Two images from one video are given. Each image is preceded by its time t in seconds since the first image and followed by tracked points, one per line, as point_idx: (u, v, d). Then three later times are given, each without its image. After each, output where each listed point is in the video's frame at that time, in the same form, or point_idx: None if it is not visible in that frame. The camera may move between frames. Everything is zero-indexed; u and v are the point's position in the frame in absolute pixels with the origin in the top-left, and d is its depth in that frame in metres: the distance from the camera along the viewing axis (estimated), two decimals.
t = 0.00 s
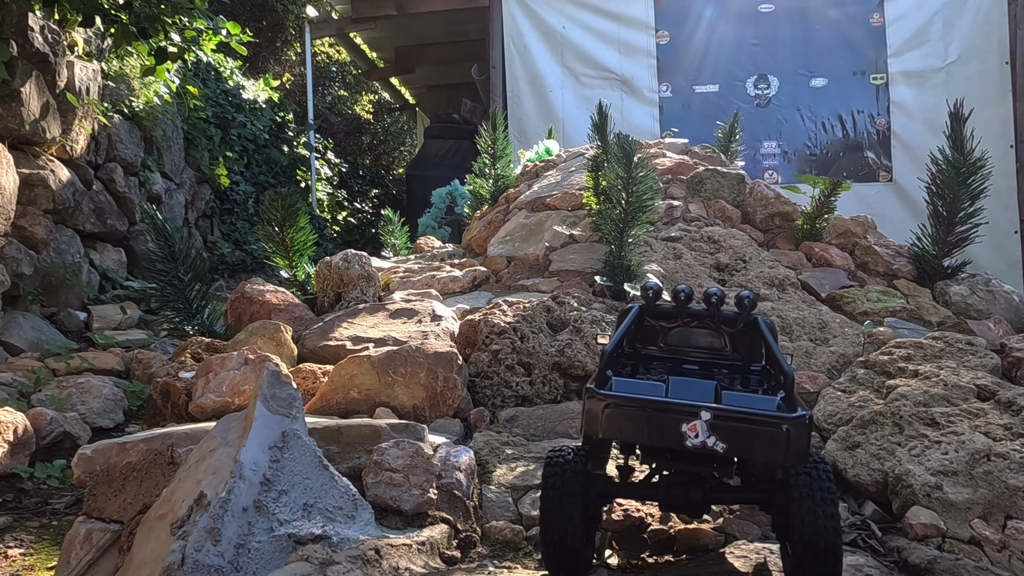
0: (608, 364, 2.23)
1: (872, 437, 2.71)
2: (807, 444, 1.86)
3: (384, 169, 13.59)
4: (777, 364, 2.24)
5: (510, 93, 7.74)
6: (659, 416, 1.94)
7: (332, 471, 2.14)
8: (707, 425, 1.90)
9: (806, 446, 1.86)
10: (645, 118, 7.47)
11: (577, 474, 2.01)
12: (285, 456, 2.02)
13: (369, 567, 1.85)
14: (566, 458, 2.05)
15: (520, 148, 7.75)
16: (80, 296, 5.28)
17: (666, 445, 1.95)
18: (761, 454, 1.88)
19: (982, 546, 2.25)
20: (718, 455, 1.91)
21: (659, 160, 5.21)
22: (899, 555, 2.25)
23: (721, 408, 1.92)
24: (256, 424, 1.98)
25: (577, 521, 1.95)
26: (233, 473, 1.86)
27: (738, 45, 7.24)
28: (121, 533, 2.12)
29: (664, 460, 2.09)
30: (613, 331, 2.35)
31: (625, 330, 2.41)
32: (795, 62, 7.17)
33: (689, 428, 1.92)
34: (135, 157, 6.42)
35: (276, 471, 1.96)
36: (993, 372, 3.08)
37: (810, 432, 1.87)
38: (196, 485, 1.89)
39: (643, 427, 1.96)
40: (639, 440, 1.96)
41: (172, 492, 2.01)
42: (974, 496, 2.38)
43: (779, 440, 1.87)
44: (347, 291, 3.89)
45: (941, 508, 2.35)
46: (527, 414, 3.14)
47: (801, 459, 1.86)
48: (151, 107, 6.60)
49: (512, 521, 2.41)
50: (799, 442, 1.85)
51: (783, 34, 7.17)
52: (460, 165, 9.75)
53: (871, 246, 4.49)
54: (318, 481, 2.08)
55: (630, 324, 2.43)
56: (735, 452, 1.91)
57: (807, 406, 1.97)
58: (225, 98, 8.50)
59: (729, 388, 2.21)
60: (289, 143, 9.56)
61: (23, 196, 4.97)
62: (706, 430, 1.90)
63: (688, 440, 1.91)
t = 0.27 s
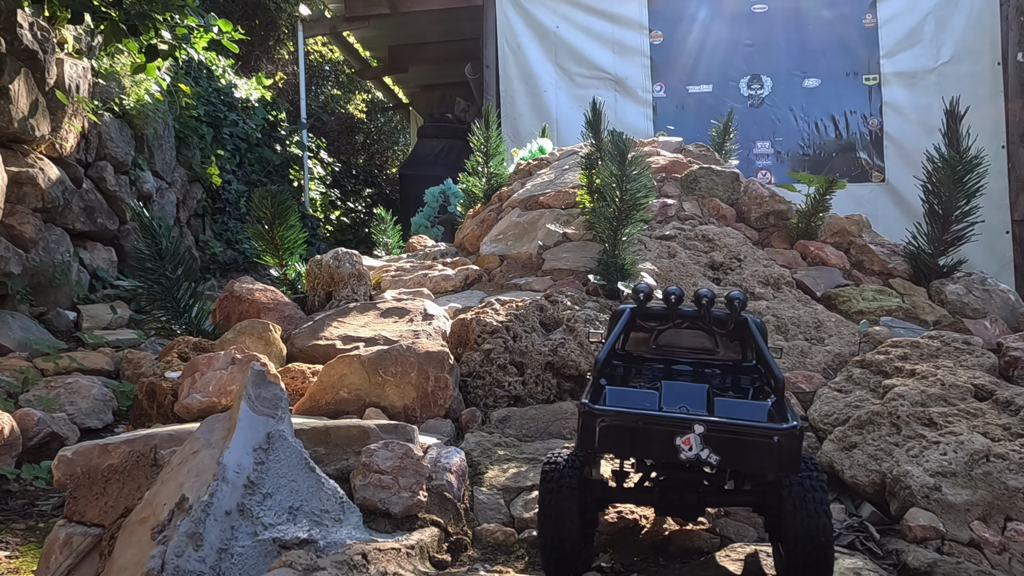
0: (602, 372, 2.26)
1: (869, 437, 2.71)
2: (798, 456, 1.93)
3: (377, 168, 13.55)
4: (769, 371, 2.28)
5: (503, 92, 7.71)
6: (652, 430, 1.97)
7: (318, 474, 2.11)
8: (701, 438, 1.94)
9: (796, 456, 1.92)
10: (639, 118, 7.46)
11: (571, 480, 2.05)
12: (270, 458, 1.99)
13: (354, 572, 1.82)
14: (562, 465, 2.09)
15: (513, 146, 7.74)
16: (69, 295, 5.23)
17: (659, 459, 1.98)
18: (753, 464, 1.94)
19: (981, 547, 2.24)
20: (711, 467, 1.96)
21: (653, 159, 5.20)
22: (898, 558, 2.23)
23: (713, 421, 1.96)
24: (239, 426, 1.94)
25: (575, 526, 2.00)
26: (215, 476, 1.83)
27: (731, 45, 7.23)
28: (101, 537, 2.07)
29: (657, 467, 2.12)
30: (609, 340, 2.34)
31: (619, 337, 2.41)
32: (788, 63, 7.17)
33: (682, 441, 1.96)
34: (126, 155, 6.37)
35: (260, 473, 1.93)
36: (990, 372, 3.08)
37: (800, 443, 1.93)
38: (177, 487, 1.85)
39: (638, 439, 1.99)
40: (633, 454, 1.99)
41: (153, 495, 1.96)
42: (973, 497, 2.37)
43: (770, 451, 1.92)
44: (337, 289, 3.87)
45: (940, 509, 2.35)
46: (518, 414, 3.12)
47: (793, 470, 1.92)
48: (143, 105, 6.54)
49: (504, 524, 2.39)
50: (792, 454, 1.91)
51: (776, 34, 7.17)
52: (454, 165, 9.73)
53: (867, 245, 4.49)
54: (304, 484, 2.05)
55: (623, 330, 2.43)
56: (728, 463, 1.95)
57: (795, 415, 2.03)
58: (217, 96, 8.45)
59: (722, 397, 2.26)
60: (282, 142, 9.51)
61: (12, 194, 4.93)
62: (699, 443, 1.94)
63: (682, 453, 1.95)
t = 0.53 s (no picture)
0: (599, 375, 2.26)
1: (874, 438, 2.69)
2: (793, 455, 1.92)
3: (372, 168, 13.51)
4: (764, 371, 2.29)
5: (498, 92, 7.69)
6: (648, 435, 1.96)
7: (311, 476, 2.05)
8: (697, 442, 1.93)
9: (791, 458, 1.91)
10: (633, 118, 7.45)
11: (571, 486, 2.04)
12: (260, 460, 1.95)
13: None
14: (560, 473, 2.09)
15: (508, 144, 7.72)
16: (59, 294, 5.19)
17: (656, 464, 1.97)
18: (752, 466, 1.93)
19: (992, 551, 2.23)
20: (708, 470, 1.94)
21: (650, 156, 5.18)
22: (906, 562, 2.21)
23: (708, 424, 1.94)
24: (227, 428, 1.91)
25: (577, 531, 1.97)
26: (201, 480, 1.79)
27: (725, 45, 7.22)
28: (84, 542, 2.06)
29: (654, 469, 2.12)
30: (602, 349, 2.32)
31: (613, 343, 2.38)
32: (782, 63, 7.16)
33: (677, 446, 1.94)
34: (117, 154, 6.31)
35: (249, 476, 1.89)
36: (994, 371, 3.06)
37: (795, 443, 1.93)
38: (163, 491, 1.83)
39: (634, 444, 1.97)
40: (631, 458, 1.98)
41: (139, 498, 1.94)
42: (983, 499, 2.36)
43: (765, 454, 1.91)
44: (330, 288, 3.83)
45: (948, 512, 2.33)
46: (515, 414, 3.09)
47: (788, 472, 1.91)
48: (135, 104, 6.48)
49: (501, 526, 2.36)
50: (787, 454, 1.90)
51: (770, 34, 7.15)
52: (449, 164, 9.69)
53: (866, 243, 4.47)
54: (295, 486, 2.00)
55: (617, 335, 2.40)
56: (723, 466, 1.94)
57: (790, 416, 2.03)
58: (210, 95, 8.40)
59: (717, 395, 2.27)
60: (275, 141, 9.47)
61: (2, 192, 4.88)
62: (695, 447, 1.93)
63: (677, 457, 1.94)
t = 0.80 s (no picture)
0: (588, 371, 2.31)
1: (876, 435, 2.67)
2: (779, 441, 1.96)
3: (366, 167, 13.48)
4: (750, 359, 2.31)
5: (493, 92, 7.66)
6: (637, 428, 2.00)
7: (302, 474, 2.02)
8: (684, 434, 1.96)
9: (776, 445, 1.95)
10: (628, 119, 7.43)
11: (568, 483, 2.06)
12: (249, 457, 1.92)
13: None
14: (557, 472, 2.10)
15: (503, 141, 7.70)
16: (50, 293, 5.14)
17: (646, 457, 2.00)
18: (741, 453, 1.96)
19: (999, 550, 2.21)
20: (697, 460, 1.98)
21: (647, 153, 5.16)
22: (912, 561, 2.23)
23: (695, 415, 1.98)
24: (215, 423, 1.89)
25: (576, 525, 2.00)
26: (188, 477, 1.76)
27: (720, 45, 7.21)
28: (70, 540, 2.02)
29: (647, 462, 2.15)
30: (591, 344, 2.36)
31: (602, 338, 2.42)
32: (776, 63, 7.15)
33: (666, 437, 1.98)
34: (109, 152, 6.26)
35: (237, 473, 1.86)
36: (996, 367, 3.04)
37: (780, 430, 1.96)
38: (149, 488, 1.80)
39: (624, 437, 2.00)
40: (621, 451, 2.01)
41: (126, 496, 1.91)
42: (990, 497, 2.34)
43: (751, 440, 1.95)
44: (324, 284, 3.81)
45: (955, 509, 2.32)
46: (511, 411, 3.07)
47: (775, 456, 1.95)
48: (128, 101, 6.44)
49: (497, 525, 2.34)
50: (773, 440, 1.94)
51: (765, 34, 7.13)
52: (445, 163, 9.66)
53: (865, 239, 4.47)
54: (285, 484, 1.97)
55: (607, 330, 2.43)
56: (712, 456, 1.98)
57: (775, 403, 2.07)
58: (204, 94, 8.35)
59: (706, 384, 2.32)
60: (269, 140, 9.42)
61: None
62: (683, 437, 1.96)
63: (666, 449, 1.97)
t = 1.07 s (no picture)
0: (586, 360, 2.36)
1: (873, 430, 2.67)
2: (774, 435, 1.99)
3: (361, 167, 13.46)
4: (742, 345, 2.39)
5: (487, 91, 7.64)
6: (637, 421, 2.02)
7: (289, 469, 2.02)
8: (683, 427, 2.00)
9: (772, 439, 1.99)
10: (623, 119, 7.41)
11: (566, 472, 2.11)
12: (234, 451, 1.92)
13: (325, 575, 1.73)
14: (555, 457, 2.17)
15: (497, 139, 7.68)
16: (40, 292, 5.10)
17: (644, 450, 2.03)
18: (739, 447, 2.00)
19: (999, 544, 2.20)
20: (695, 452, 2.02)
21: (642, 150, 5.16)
22: (912, 556, 2.19)
23: (694, 409, 2.01)
24: (200, 416, 1.89)
25: (574, 513, 2.06)
26: (171, 471, 1.75)
27: (714, 46, 7.21)
28: (51, 539, 1.99)
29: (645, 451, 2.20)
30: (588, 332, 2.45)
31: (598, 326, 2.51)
32: (771, 63, 7.15)
33: (666, 431, 2.01)
34: (101, 150, 6.22)
35: (222, 467, 1.86)
36: (994, 362, 3.04)
37: (776, 425, 2.00)
38: (132, 483, 1.78)
39: (624, 431, 2.02)
40: (621, 444, 2.03)
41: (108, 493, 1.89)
42: (990, 491, 2.33)
43: (748, 434, 1.99)
44: (315, 280, 3.79)
45: (954, 504, 2.31)
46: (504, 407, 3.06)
47: (771, 450, 2.00)
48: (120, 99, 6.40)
49: (490, 522, 2.32)
50: (769, 434, 1.98)
51: (759, 34, 7.14)
52: (440, 162, 9.64)
53: (861, 235, 4.48)
54: (273, 479, 1.97)
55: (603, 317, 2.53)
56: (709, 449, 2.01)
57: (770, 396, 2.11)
58: (197, 92, 8.32)
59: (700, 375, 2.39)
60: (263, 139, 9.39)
61: None
62: (682, 431, 1.99)
63: (665, 442, 2.00)
